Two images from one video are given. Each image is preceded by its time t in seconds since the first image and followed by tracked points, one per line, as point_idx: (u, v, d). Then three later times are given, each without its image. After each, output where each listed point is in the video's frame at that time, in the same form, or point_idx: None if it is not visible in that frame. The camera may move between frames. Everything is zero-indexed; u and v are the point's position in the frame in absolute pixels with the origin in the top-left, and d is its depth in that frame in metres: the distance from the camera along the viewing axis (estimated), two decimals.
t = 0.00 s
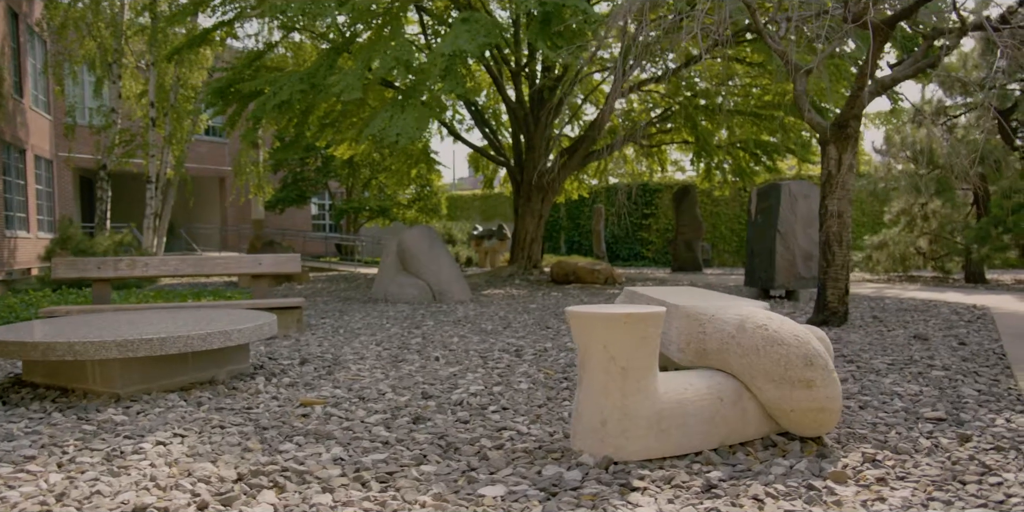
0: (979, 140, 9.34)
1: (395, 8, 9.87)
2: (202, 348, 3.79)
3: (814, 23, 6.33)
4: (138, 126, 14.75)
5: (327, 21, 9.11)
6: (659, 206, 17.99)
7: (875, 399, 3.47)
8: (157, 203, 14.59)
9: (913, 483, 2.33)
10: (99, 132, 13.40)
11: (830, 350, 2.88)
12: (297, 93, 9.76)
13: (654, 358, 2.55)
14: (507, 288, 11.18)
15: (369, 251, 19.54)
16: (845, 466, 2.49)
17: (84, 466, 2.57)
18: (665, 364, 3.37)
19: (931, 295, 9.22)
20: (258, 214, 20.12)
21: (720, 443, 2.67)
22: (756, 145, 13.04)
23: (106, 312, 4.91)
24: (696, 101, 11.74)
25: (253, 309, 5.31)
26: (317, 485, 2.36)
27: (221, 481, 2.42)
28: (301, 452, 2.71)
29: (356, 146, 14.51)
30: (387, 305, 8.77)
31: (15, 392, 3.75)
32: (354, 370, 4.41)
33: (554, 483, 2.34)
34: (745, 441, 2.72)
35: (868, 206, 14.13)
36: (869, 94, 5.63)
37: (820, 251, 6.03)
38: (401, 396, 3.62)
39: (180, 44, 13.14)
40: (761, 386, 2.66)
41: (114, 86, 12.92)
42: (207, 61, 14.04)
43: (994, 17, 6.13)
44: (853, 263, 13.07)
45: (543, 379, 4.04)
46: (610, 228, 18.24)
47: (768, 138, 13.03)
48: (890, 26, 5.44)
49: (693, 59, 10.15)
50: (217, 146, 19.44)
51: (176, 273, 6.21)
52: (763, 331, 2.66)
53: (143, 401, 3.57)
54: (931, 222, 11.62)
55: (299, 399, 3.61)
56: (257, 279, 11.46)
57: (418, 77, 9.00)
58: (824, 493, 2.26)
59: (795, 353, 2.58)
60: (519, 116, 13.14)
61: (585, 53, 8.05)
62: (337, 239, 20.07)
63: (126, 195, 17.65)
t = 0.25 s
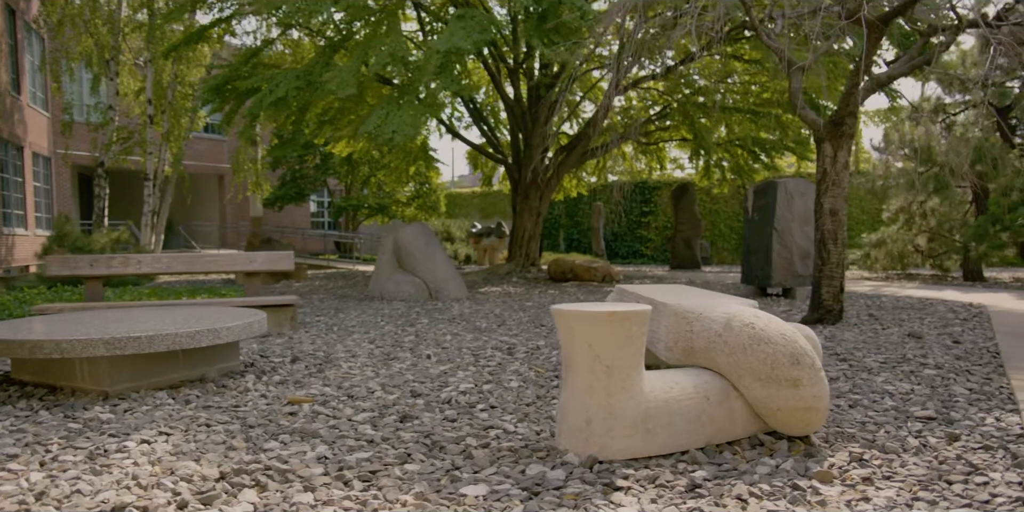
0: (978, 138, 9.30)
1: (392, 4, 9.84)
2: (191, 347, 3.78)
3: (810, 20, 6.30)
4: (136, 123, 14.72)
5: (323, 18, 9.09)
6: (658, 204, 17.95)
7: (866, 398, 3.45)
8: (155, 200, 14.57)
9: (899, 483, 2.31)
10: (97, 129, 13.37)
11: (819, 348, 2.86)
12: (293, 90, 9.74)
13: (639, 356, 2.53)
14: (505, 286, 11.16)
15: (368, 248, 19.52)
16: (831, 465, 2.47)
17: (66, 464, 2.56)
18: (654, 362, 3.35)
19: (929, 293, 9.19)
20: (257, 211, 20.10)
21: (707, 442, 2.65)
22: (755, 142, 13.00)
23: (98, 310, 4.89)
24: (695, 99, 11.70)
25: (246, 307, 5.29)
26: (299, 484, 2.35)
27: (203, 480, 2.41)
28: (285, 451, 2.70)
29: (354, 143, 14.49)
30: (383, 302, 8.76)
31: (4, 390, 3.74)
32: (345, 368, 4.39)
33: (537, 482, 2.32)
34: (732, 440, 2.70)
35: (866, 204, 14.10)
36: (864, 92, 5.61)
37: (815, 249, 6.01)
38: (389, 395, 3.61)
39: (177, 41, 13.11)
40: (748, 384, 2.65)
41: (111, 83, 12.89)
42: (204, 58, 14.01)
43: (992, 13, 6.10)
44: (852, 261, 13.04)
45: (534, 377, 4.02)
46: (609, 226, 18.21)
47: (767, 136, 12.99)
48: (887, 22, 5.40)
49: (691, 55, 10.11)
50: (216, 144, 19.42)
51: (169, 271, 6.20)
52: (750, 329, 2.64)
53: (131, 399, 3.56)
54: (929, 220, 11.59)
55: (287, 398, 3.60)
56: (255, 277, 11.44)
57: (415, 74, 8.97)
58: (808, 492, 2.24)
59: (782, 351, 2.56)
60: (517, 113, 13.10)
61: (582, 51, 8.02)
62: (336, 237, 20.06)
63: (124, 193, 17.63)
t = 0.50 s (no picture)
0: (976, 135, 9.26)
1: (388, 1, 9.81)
2: (180, 345, 3.76)
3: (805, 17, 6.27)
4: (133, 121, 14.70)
5: (319, 15, 9.08)
6: (657, 202, 17.93)
7: (856, 396, 3.44)
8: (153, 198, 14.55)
9: (885, 482, 2.30)
10: (94, 126, 13.34)
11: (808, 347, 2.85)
12: (289, 88, 9.73)
13: (625, 355, 2.51)
14: (502, 284, 11.13)
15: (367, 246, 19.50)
16: (818, 464, 2.46)
17: (49, 464, 2.54)
18: (645, 361, 3.34)
19: (927, 290, 9.16)
20: (255, 209, 20.08)
21: (694, 441, 2.64)
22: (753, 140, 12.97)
23: (90, 309, 4.88)
24: (694, 96, 11.64)
25: (238, 305, 5.28)
26: (282, 483, 2.34)
27: (186, 479, 2.39)
28: (270, 450, 2.68)
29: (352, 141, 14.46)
30: (379, 300, 8.75)
31: None
32: (336, 366, 4.38)
33: (521, 482, 2.31)
34: (719, 439, 2.68)
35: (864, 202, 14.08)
36: (860, 89, 5.58)
37: (810, 247, 5.99)
38: (379, 393, 3.60)
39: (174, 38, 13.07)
40: (735, 383, 2.63)
41: (108, 81, 12.86)
42: (201, 56, 13.97)
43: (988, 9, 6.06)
44: (850, 258, 13.01)
45: (525, 375, 4.00)
46: (608, 223, 18.17)
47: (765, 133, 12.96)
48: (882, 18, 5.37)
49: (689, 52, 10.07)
50: (215, 141, 19.40)
51: (162, 269, 6.18)
52: (737, 328, 2.62)
53: (119, 397, 3.55)
54: (927, 218, 11.56)
55: (276, 396, 3.58)
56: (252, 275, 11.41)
57: (411, 72, 8.95)
58: (794, 492, 2.22)
59: (769, 350, 2.55)
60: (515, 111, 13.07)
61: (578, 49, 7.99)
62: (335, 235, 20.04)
63: (122, 191, 17.61)
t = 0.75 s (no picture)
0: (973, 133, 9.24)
1: None
2: (169, 343, 3.74)
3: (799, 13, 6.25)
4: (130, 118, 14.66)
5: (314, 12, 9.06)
6: (655, 199, 17.90)
7: (847, 395, 3.42)
8: (149, 196, 14.52)
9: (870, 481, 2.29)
10: (90, 124, 13.31)
11: (796, 345, 2.83)
12: (284, 86, 9.71)
13: (610, 353, 2.50)
14: (498, 282, 11.11)
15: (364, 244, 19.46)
16: (804, 464, 2.44)
17: (31, 463, 2.53)
18: (635, 359, 3.32)
19: (923, 289, 9.15)
20: (252, 207, 20.05)
21: (680, 439, 2.62)
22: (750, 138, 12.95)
23: (81, 306, 4.87)
24: (692, 94, 11.60)
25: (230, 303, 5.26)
26: (264, 482, 2.32)
27: (168, 478, 2.37)
28: (255, 449, 2.67)
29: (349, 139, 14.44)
30: (374, 298, 8.73)
31: None
32: (327, 364, 4.37)
33: (504, 481, 2.29)
34: (706, 437, 2.67)
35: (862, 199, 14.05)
36: (854, 86, 5.55)
37: (805, 245, 5.98)
38: (367, 392, 3.58)
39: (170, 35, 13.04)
40: (721, 381, 2.62)
41: (104, 78, 12.83)
42: (197, 53, 13.92)
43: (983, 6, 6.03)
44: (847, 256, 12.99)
45: (515, 373, 3.99)
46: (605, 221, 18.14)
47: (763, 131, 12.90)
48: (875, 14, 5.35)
49: (687, 49, 10.02)
50: (212, 139, 19.37)
51: (154, 267, 6.17)
52: (723, 326, 2.61)
53: (107, 396, 3.53)
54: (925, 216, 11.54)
55: (264, 394, 3.57)
56: (248, 273, 11.38)
57: (406, 69, 8.93)
58: (778, 492, 2.21)
59: (755, 348, 2.54)
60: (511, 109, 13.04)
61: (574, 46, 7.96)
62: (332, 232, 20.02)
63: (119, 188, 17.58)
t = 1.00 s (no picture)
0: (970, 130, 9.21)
1: None
2: (156, 340, 3.73)
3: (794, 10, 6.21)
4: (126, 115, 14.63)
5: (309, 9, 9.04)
6: (653, 196, 17.88)
7: (836, 392, 3.41)
8: (145, 193, 14.49)
9: (854, 480, 2.28)
10: (85, 121, 13.28)
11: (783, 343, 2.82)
12: (279, 83, 9.70)
13: (595, 352, 2.49)
14: (495, 279, 11.10)
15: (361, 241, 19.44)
16: (790, 462, 2.43)
17: (13, 461, 2.51)
18: (623, 357, 3.31)
19: (918, 286, 9.14)
20: (249, 204, 20.01)
21: (666, 438, 2.61)
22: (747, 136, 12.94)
23: (71, 304, 4.85)
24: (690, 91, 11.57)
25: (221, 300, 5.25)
26: (246, 480, 2.31)
27: (150, 476, 2.36)
28: (239, 446, 2.66)
29: (346, 136, 14.41)
30: (368, 296, 8.72)
31: None
32: (317, 361, 4.36)
33: (487, 479, 2.29)
34: (692, 436, 2.66)
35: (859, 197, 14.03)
36: (847, 83, 5.54)
37: (798, 242, 5.96)
38: (356, 389, 3.57)
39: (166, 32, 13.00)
40: (707, 379, 2.60)
41: (100, 75, 12.79)
42: (194, 49, 13.88)
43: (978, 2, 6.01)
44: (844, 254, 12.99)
45: (504, 371, 3.98)
46: (603, 219, 18.12)
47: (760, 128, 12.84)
48: (865, 10, 5.34)
49: (685, 46, 9.97)
50: (209, 136, 19.34)
51: (146, 264, 6.15)
52: (709, 323, 2.60)
53: (94, 394, 3.52)
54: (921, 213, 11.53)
55: (252, 392, 3.56)
56: (244, 270, 11.37)
57: (400, 66, 8.91)
58: (761, 490, 2.20)
59: (741, 346, 2.52)
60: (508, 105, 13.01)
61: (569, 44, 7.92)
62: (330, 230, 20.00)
63: (115, 185, 17.56)
